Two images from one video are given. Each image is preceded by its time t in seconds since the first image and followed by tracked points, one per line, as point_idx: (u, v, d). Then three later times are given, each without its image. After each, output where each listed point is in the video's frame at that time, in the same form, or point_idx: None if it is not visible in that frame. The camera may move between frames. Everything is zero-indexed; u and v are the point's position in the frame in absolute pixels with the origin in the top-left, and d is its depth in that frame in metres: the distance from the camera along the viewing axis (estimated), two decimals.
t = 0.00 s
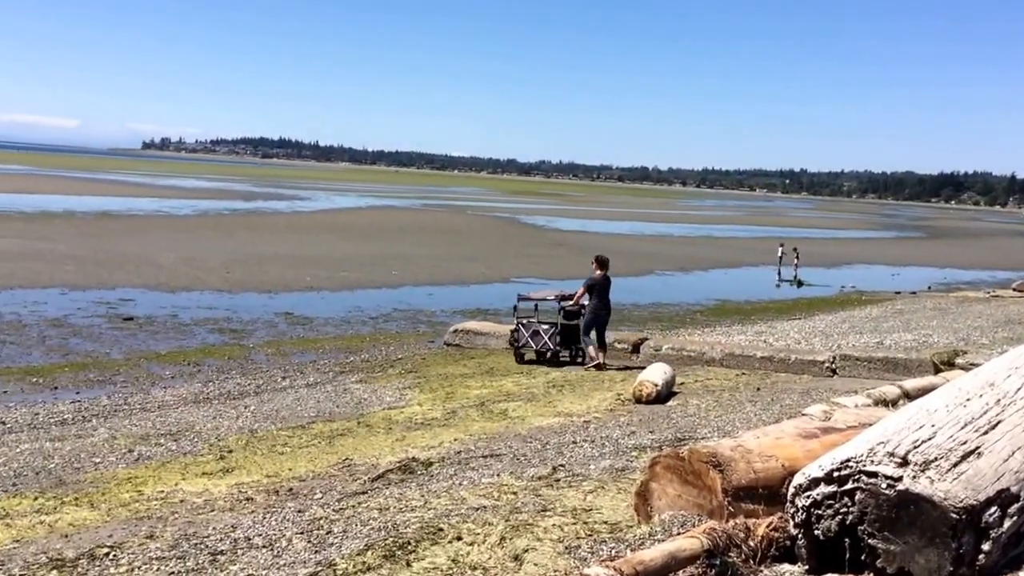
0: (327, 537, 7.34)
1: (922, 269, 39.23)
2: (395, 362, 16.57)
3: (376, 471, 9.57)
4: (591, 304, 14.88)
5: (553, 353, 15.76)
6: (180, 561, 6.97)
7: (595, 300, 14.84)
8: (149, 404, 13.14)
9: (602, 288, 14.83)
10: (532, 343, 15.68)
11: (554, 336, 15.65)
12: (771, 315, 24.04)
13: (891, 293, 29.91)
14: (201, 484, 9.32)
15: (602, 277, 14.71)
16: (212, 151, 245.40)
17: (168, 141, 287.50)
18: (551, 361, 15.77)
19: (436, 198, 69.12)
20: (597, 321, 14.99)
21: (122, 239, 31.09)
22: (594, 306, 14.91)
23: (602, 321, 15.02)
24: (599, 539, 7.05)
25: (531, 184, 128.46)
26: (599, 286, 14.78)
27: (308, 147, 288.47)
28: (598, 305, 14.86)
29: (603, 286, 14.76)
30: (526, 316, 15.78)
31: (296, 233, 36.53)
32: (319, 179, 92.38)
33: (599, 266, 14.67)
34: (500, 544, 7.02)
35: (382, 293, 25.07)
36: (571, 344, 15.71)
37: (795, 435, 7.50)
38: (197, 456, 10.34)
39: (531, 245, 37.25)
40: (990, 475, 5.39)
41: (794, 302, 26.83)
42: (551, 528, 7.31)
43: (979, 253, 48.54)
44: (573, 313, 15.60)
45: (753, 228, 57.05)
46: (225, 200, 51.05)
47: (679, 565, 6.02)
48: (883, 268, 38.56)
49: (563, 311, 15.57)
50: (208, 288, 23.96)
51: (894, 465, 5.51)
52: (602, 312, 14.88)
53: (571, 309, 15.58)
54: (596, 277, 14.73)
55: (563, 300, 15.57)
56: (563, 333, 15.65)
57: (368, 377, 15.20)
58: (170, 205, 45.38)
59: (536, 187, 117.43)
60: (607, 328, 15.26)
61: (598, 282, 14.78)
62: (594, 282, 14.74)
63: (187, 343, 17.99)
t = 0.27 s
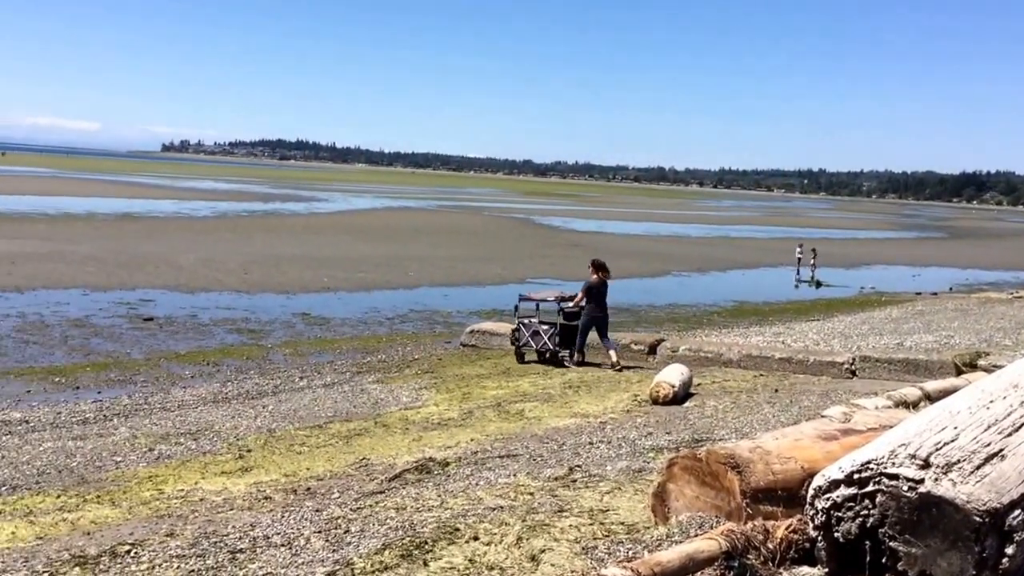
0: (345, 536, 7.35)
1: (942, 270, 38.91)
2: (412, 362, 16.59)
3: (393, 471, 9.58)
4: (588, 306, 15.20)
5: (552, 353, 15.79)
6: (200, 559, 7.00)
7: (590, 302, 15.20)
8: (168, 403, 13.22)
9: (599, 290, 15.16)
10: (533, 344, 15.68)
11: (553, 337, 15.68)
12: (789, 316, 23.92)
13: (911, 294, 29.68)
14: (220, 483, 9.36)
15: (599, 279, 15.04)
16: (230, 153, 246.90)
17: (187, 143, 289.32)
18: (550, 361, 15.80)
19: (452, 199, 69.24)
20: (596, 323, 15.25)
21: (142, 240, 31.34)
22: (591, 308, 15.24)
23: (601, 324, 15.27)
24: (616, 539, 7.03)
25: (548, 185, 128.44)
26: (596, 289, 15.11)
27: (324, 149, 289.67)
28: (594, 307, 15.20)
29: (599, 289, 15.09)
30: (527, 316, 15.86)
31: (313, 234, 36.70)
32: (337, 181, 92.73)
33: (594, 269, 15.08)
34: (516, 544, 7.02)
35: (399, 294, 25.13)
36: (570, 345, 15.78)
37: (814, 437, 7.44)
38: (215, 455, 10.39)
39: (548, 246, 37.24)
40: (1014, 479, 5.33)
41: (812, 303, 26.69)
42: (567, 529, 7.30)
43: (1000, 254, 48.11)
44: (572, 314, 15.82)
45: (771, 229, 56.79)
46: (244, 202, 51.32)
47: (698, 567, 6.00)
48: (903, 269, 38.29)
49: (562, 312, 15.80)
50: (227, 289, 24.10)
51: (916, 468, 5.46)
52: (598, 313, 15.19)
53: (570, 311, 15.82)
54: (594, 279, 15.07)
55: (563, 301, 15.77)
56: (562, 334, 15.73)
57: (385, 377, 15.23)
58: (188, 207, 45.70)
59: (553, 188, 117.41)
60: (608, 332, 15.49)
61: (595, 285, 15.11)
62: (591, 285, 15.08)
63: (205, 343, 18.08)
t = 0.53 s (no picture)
0: (361, 536, 7.36)
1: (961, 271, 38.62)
2: (426, 363, 16.60)
3: (408, 471, 9.59)
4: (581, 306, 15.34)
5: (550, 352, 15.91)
6: (217, 557, 7.03)
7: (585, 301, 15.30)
8: (185, 403, 13.28)
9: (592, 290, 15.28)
10: (532, 343, 15.81)
11: (550, 336, 15.80)
12: (805, 317, 23.80)
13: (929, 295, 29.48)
14: (236, 482, 9.39)
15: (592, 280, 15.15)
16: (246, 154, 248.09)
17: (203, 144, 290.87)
18: (547, 360, 15.89)
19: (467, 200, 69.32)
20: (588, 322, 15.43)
21: (159, 241, 31.54)
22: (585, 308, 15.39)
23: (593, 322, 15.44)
24: (631, 541, 7.01)
25: (562, 186, 128.38)
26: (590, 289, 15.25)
27: (339, 150, 290.65)
28: (589, 306, 15.32)
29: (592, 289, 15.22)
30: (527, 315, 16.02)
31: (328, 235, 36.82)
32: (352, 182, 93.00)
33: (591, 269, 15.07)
34: (531, 544, 7.01)
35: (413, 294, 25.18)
36: (567, 344, 15.90)
37: (831, 439, 7.40)
38: (232, 454, 10.43)
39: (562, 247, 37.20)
40: None
41: (829, 305, 26.54)
42: (582, 529, 7.28)
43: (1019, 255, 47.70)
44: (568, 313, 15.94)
45: (786, 229, 56.54)
46: (259, 203, 51.53)
47: (714, 568, 5.97)
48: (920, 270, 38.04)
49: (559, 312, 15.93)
50: (242, 289, 24.21)
51: (936, 470, 5.40)
52: (592, 313, 15.33)
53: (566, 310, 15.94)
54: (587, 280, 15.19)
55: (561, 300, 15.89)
56: (559, 332, 15.83)
57: (400, 378, 15.25)
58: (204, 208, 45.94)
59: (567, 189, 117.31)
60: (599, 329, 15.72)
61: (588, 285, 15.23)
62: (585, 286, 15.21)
63: (221, 343, 18.16)
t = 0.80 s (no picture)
0: (375, 536, 7.37)
1: (978, 271, 38.36)
2: (440, 363, 16.62)
3: (421, 471, 9.60)
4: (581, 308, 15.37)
5: (549, 351, 16.07)
6: (232, 556, 7.06)
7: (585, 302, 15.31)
8: (200, 403, 13.35)
9: (591, 291, 15.29)
10: (532, 343, 15.99)
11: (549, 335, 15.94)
12: (820, 318, 23.70)
13: (945, 296, 29.30)
14: (251, 482, 9.43)
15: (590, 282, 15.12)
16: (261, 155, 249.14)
17: (219, 144, 292.38)
18: (547, 359, 16.02)
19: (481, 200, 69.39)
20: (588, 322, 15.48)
21: (175, 242, 31.73)
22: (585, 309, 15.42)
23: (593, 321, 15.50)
24: (645, 542, 7.00)
25: (576, 186, 128.36)
26: (588, 291, 15.26)
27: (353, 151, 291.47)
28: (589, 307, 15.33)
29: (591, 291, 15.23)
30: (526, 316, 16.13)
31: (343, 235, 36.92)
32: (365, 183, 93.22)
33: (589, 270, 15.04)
34: (545, 544, 7.01)
35: (427, 295, 25.23)
36: (567, 343, 16.04)
37: (847, 440, 7.35)
38: (246, 454, 10.48)
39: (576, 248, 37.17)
40: None
41: (844, 305, 26.41)
42: (595, 530, 7.27)
43: None
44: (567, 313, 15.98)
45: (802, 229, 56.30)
46: (274, 203, 51.78)
47: (728, 570, 5.94)
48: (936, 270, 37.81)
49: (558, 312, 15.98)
50: (257, 290, 24.33)
51: (952, 471, 5.34)
52: (593, 313, 15.37)
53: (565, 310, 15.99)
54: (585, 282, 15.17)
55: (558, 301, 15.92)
56: (558, 332, 15.95)
57: (414, 378, 15.29)
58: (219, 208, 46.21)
59: (581, 189, 117.23)
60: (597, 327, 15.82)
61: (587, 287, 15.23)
62: (582, 288, 15.21)
63: (236, 344, 18.25)
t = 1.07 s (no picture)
0: (387, 537, 7.38)
1: (994, 272, 38.10)
2: (452, 364, 16.63)
3: (434, 471, 9.61)
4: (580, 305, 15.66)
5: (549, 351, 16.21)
6: (244, 557, 7.08)
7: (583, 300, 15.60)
8: (213, 403, 13.40)
9: (589, 288, 15.61)
10: (532, 343, 16.12)
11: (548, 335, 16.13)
12: (834, 319, 23.59)
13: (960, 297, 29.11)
14: (264, 482, 9.46)
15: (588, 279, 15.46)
16: (274, 156, 250.05)
17: (233, 146, 293.67)
18: (546, 358, 16.17)
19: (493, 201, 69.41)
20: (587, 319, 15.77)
21: (188, 242, 31.89)
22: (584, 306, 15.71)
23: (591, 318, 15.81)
24: (658, 543, 6.98)
25: (588, 186, 128.29)
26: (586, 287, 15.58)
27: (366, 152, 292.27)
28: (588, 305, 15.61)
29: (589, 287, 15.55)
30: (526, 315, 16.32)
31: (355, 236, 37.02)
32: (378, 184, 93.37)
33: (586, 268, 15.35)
34: (557, 546, 7.00)
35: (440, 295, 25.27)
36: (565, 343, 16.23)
37: (861, 441, 7.31)
38: (259, 454, 10.52)
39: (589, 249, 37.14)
40: None
41: (858, 306, 26.29)
42: (608, 531, 7.26)
43: None
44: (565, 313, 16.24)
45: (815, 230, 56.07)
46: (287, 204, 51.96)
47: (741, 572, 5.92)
48: (952, 271, 37.58)
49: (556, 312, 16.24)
50: (270, 290, 24.42)
51: (966, 474, 5.27)
52: (592, 311, 15.65)
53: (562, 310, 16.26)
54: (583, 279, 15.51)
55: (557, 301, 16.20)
56: (557, 332, 16.15)
57: (426, 379, 15.30)
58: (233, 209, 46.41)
59: (594, 190, 117.08)
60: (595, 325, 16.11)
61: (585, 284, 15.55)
62: (581, 284, 15.53)
63: (249, 344, 18.33)
